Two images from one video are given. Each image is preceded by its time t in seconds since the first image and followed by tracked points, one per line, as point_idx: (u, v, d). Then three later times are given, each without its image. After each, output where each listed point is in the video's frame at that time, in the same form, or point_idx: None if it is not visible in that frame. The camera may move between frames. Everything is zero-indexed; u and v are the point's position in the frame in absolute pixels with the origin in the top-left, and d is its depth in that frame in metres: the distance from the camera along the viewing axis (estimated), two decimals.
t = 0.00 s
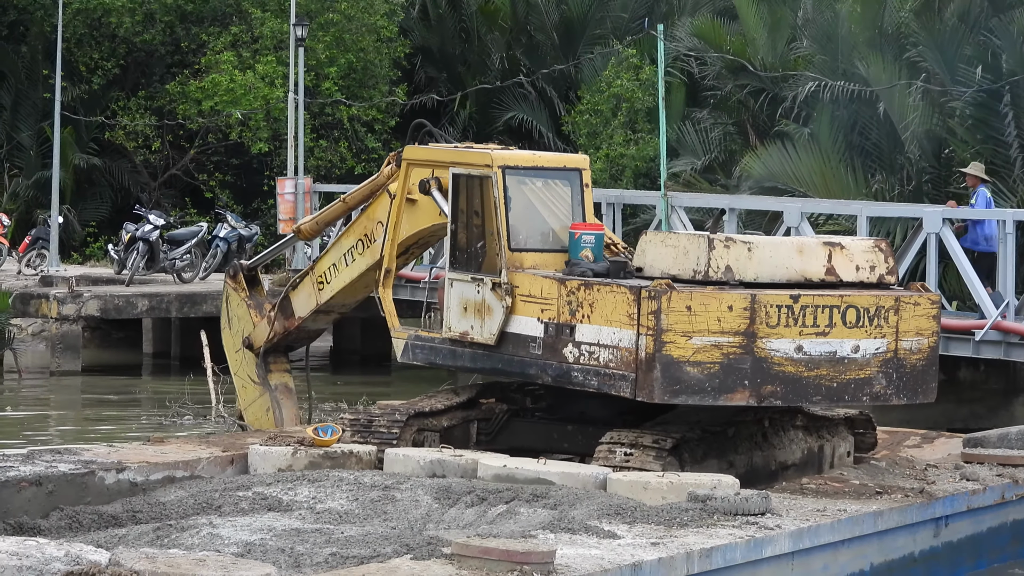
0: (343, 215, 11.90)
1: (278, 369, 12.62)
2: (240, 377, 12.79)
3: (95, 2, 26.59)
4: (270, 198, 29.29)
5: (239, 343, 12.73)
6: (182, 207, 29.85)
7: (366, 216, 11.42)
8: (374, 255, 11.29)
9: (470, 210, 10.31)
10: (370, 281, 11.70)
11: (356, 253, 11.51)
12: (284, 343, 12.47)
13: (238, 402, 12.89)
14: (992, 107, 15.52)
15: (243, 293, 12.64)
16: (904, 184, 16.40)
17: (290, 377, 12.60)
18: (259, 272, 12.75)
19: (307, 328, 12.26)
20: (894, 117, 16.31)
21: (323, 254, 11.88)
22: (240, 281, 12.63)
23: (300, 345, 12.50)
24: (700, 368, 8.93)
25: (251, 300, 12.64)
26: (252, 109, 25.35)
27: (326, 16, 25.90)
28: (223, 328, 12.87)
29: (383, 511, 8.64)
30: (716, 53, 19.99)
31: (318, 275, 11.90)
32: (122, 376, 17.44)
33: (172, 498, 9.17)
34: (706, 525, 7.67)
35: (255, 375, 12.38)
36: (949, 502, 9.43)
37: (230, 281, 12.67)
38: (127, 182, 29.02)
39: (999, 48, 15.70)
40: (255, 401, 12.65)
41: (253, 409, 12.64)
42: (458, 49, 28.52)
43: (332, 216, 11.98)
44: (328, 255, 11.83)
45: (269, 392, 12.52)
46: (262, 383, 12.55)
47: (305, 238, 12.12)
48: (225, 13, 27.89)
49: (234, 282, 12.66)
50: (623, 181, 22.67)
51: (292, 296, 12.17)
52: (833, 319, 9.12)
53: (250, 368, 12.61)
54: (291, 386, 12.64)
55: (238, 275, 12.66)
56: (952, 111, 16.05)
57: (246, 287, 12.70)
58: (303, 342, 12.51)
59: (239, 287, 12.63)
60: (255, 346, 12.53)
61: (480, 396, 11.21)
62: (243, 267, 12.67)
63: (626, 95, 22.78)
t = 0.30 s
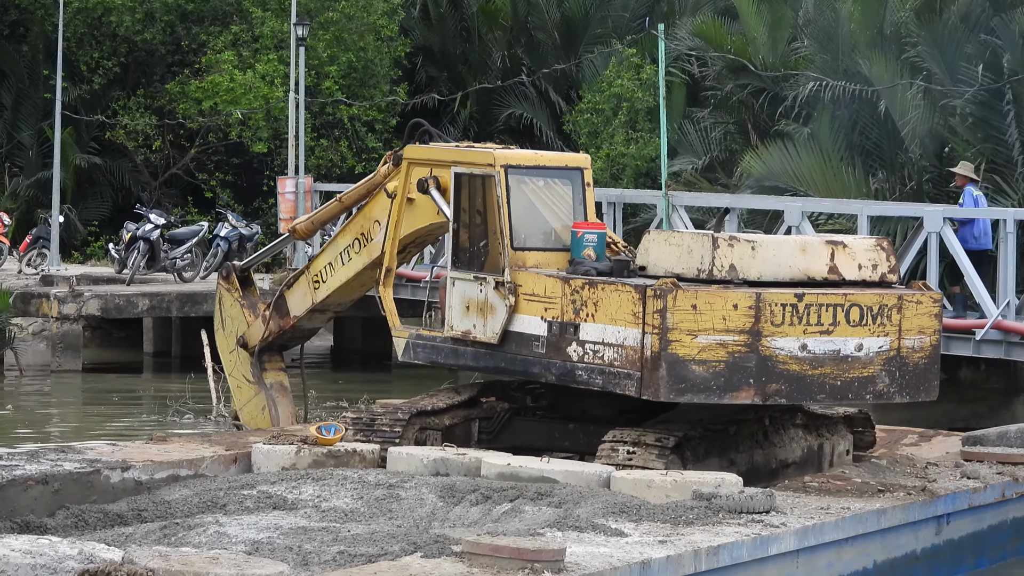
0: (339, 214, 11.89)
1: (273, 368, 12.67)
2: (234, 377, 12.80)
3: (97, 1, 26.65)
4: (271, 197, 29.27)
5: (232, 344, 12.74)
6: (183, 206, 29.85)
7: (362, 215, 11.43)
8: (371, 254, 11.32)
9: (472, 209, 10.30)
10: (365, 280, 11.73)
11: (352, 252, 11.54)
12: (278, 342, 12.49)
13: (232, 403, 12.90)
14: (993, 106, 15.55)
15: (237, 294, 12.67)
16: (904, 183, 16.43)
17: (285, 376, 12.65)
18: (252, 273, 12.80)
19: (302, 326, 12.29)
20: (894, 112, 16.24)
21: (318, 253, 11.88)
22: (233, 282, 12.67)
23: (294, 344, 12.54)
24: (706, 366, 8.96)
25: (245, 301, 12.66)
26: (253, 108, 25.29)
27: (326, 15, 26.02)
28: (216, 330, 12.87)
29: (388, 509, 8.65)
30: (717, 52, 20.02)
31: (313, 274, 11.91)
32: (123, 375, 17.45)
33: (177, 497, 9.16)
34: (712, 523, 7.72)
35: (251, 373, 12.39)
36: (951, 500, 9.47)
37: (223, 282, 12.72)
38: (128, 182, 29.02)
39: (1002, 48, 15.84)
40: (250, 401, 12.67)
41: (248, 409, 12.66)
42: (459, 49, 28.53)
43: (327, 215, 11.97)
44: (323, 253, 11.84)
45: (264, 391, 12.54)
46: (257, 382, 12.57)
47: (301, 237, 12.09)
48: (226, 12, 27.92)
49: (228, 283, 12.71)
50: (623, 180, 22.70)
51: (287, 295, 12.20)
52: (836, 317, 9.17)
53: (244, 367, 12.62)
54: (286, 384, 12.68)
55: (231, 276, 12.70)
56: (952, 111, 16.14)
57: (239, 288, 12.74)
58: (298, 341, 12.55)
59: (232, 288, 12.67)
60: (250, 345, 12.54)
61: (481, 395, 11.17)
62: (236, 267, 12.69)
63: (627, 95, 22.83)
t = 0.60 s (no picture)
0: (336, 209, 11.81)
1: (266, 360, 12.61)
2: (228, 371, 12.76)
3: None
4: (270, 196, 29.28)
5: (225, 338, 12.71)
6: (182, 205, 29.87)
7: (358, 210, 11.36)
8: (367, 250, 11.26)
9: (472, 206, 10.27)
10: (362, 274, 11.67)
11: (348, 247, 11.48)
12: (272, 335, 12.45)
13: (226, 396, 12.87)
14: (992, 104, 15.53)
15: (229, 288, 12.64)
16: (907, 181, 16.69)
17: (279, 368, 12.63)
18: (244, 268, 12.78)
19: (296, 321, 12.28)
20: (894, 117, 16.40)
21: (314, 247, 11.83)
22: (225, 277, 12.65)
23: (288, 337, 12.50)
24: (710, 359, 9.00)
25: (237, 295, 12.63)
26: (253, 106, 25.30)
27: (325, 13, 26.04)
28: (209, 325, 12.85)
29: (393, 506, 8.67)
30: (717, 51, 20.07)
31: (309, 268, 11.89)
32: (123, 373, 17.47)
33: (181, 494, 9.18)
34: (716, 520, 7.77)
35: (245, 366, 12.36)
36: (952, 497, 9.50)
37: (216, 278, 12.70)
38: (127, 180, 29.02)
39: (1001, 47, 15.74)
40: (245, 394, 12.65)
41: (242, 402, 12.64)
42: (459, 46, 28.52)
43: (325, 209, 11.87)
44: (319, 248, 11.78)
45: (259, 384, 12.54)
46: (251, 375, 12.55)
47: (295, 232, 12.01)
48: (225, 10, 27.91)
49: (220, 278, 12.68)
50: (623, 178, 22.73)
51: (282, 289, 12.18)
52: (839, 310, 9.21)
53: (238, 360, 12.59)
54: (279, 376, 12.68)
55: (224, 271, 12.68)
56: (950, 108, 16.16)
57: (232, 282, 12.71)
58: (292, 335, 12.52)
59: (224, 283, 12.64)
60: (243, 338, 12.48)
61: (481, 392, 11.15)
62: (228, 262, 12.66)
63: (627, 93, 22.86)
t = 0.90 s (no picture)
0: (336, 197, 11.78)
1: (264, 344, 12.43)
2: (224, 355, 12.57)
3: None
4: (271, 196, 29.27)
5: (223, 322, 12.54)
6: (182, 204, 29.86)
7: (359, 199, 11.35)
8: (367, 239, 11.26)
9: (476, 206, 10.29)
10: (362, 263, 11.64)
11: (348, 236, 11.48)
12: (271, 320, 12.34)
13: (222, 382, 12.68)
14: (991, 105, 15.59)
15: (227, 272, 12.46)
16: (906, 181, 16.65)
17: (277, 352, 12.43)
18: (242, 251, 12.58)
19: (295, 306, 12.19)
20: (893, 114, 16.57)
21: (314, 235, 11.81)
22: (223, 260, 12.46)
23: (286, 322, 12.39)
24: (715, 359, 9.02)
25: (236, 279, 12.46)
26: (253, 104, 25.31)
27: (325, 13, 26.06)
28: (206, 309, 12.67)
29: (399, 505, 8.69)
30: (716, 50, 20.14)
31: (308, 255, 11.85)
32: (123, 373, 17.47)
33: (186, 493, 9.19)
34: (721, 518, 7.79)
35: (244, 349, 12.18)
36: (955, 495, 9.53)
37: (213, 261, 12.51)
38: (127, 179, 29.01)
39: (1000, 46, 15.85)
40: (242, 378, 12.45)
41: (239, 386, 12.44)
42: (459, 46, 28.55)
43: (325, 196, 11.79)
44: (319, 235, 11.76)
45: (257, 367, 12.34)
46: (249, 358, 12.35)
47: (295, 218, 11.91)
48: (225, 9, 27.93)
49: (218, 262, 12.49)
50: (623, 178, 22.74)
51: (281, 274, 12.09)
52: (843, 310, 9.23)
53: (236, 345, 12.42)
54: (277, 361, 12.48)
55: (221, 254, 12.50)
56: (949, 108, 16.11)
57: (229, 266, 12.52)
58: (290, 320, 12.43)
59: (223, 266, 12.45)
60: (242, 321, 12.36)
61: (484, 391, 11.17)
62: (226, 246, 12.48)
63: (628, 93, 22.91)
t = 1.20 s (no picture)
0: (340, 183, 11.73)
1: (264, 327, 12.40)
2: (225, 337, 12.56)
3: None
4: (270, 195, 29.25)
5: (224, 303, 12.54)
6: (182, 204, 29.84)
7: (362, 186, 11.32)
8: (370, 227, 11.24)
9: (480, 207, 10.27)
10: (364, 251, 11.59)
11: (350, 224, 11.44)
12: (271, 304, 12.31)
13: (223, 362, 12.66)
14: (990, 105, 15.57)
15: (229, 254, 12.44)
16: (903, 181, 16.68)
17: (277, 335, 12.39)
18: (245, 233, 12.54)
19: (295, 291, 12.15)
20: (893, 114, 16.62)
21: (317, 221, 11.76)
22: (225, 242, 12.42)
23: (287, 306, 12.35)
24: (720, 358, 9.02)
25: (237, 261, 12.45)
26: (254, 104, 25.32)
27: (325, 12, 26.04)
28: (208, 289, 12.67)
29: (404, 504, 8.67)
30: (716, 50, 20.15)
31: (310, 241, 11.80)
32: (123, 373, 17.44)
33: (191, 493, 9.17)
34: (727, 517, 7.78)
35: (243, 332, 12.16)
36: (959, 494, 9.52)
37: (215, 242, 12.48)
38: (127, 179, 29.00)
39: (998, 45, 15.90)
40: (241, 360, 12.42)
41: (239, 368, 12.41)
42: (459, 46, 28.60)
43: (327, 182, 11.77)
44: (322, 221, 11.71)
45: (256, 350, 12.31)
46: (248, 341, 12.33)
47: (298, 202, 11.91)
48: (225, 8, 27.93)
49: (220, 243, 12.45)
50: (623, 177, 22.73)
51: (282, 258, 12.06)
52: (848, 309, 9.22)
53: (237, 327, 12.42)
54: (278, 343, 12.44)
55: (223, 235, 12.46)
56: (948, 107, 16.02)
57: (231, 247, 12.50)
58: (291, 304, 12.38)
59: (224, 247, 12.42)
60: (243, 304, 12.35)
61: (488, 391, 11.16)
62: (228, 227, 12.44)
63: (629, 93, 22.91)
